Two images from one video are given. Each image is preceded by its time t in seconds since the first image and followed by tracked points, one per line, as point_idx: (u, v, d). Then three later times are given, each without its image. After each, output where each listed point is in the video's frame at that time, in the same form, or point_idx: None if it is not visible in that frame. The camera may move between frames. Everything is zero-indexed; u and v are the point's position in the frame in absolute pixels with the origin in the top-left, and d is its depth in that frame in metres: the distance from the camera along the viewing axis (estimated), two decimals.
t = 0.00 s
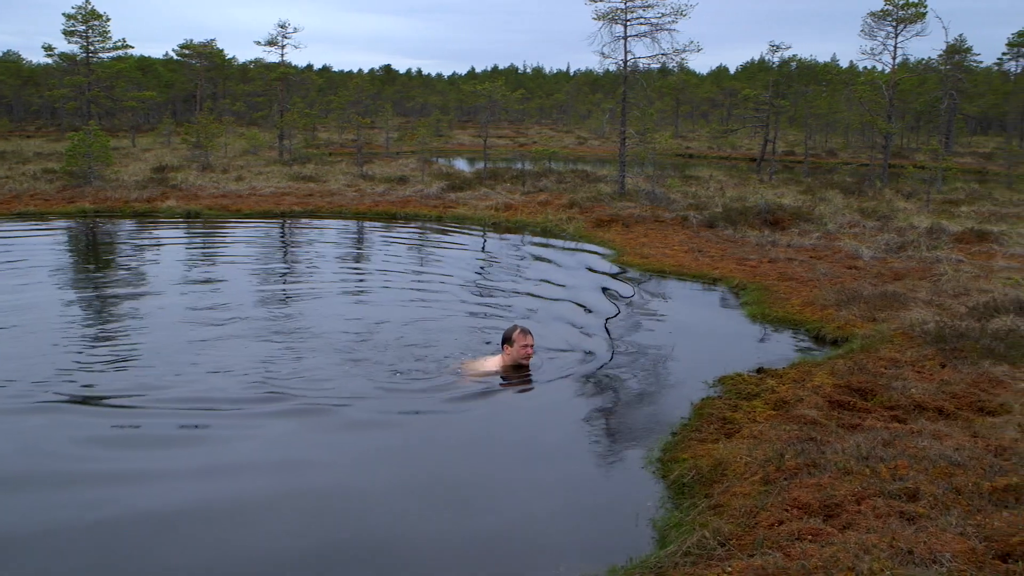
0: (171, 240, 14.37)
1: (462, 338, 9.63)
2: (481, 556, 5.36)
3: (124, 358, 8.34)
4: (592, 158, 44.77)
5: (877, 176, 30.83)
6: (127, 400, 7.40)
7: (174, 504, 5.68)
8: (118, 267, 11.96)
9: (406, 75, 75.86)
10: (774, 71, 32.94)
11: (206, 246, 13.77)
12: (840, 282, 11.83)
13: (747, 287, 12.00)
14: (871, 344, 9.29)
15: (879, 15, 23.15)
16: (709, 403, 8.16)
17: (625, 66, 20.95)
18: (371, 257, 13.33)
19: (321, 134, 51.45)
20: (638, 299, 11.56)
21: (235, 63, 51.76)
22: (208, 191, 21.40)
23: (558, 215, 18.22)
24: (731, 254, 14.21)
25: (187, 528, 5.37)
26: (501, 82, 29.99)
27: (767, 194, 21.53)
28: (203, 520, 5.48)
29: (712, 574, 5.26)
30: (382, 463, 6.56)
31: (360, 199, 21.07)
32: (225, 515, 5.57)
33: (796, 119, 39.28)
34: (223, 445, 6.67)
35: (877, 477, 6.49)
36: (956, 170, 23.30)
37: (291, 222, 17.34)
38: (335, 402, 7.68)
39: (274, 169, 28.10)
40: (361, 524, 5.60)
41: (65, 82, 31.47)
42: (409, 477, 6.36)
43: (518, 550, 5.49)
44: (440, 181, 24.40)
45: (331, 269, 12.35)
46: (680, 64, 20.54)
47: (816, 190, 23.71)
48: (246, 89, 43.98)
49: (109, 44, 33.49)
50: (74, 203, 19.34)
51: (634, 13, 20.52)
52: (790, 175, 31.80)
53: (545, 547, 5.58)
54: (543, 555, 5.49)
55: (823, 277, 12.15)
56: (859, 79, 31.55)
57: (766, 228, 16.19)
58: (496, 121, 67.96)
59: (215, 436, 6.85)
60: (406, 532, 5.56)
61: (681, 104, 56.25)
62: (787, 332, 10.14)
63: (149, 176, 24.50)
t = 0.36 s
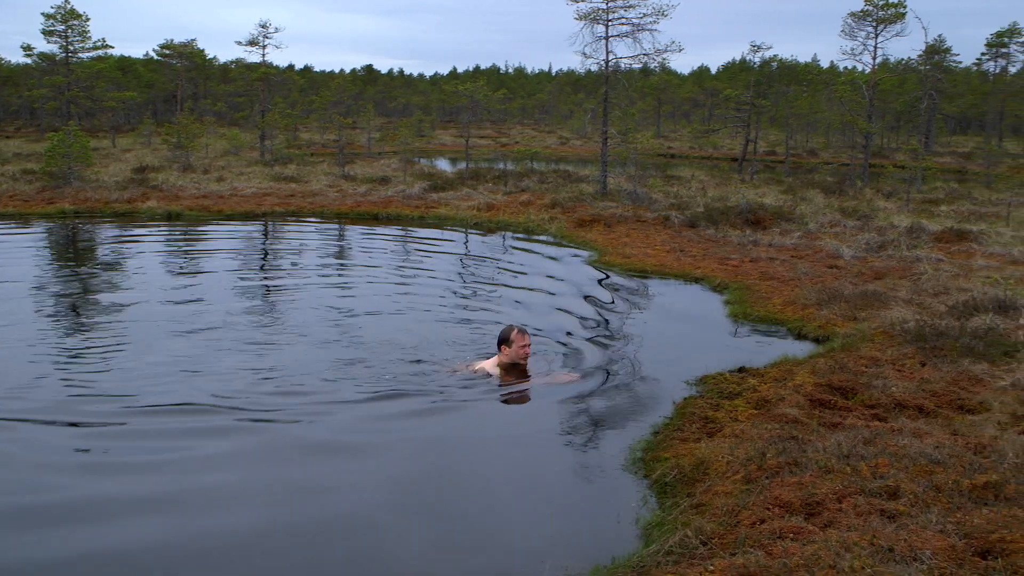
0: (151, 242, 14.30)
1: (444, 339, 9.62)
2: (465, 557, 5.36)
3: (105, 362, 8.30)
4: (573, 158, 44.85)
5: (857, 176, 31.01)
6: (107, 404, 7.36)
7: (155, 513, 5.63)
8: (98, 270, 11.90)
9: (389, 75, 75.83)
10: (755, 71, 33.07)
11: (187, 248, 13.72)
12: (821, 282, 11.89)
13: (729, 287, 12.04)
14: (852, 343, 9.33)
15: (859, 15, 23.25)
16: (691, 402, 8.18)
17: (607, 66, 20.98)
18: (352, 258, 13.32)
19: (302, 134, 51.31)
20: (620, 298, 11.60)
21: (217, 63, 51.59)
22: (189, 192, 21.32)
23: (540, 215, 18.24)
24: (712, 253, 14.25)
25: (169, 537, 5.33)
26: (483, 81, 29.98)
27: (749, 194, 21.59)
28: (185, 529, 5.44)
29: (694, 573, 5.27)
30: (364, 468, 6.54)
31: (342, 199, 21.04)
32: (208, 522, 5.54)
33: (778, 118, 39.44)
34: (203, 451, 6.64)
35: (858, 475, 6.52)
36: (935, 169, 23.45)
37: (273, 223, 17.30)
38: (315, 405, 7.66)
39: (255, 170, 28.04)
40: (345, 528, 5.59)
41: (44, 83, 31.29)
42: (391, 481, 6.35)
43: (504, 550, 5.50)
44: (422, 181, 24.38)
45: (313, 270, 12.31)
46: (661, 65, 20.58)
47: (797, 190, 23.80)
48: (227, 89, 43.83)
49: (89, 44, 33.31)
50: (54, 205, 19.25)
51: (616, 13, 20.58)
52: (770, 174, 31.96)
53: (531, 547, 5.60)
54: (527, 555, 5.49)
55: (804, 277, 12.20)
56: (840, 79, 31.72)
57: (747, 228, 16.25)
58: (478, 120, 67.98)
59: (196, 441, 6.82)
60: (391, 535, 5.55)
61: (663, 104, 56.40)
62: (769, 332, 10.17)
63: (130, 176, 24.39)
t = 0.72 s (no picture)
0: (129, 243, 14.20)
1: (424, 338, 9.61)
2: (443, 559, 5.33)
3: (83, 363, 8.22)
4: (553, 158, 44.86)
5: (835, 175, 31.15)
6: (83, 405, 7.30)
7: (132, 515, 5.58)
8: (76, 271, 11.80)
9: (367, 74, 75.62)
10: (734, 70, 33.15)
11: (166, 249, 13.62)
12: (799, 280, 11.94)
13: (708, 286, 12.07)
14: (830, 342, 9.37)
15: (837, 15, 23.36)
16: (670, 401, 8.20)
17: (585, 66, 20.98)
18: (332, 258, 13.28)
19: (281, 134, 51.09)
20: (600, 297, 11.60)
21: (195, 63, 51.28)
22: (167, 192, 21.19)
23: (520, 214, 18.24)
24: (691, 253, 14.28)
25: (146, 537, 5.28)
26: (462, 81, 29.93)
27: (728, 194, 21.65)
28: (162, 531, 5.40)
29: (674, 571, 5.27)
30: (342, 469, 6.50)
31: (321, 199, 20.97)
32: (184, 525, 5.49)
33: (756, 118, 39.56)
34: (180, 451, 6.59)
35: (836, 472, 6.55)
36: (912, 169, 23.60)
37: (252, 223, 17.22)
38: (294, 404, 7.62)
39: (233, 170, 27.91)
40: (323, 530, 5.56)
41: (20, 82, 31.01)
42: (369, 483, 6.31)
43: (487, 549, 5.51)
44: (401, 181, 24.33)
45: (292, 271, 12.27)
46: (640, 64, 20.59)
47: (775, 189, 23.88)
48: (205, 88, 43.60)
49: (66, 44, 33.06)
50: (30, 205, 19.07)
51: (595, 13, 20.61)
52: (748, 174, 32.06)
53: (513, 546, 5.61)
54: (504, 555, 5.47)
55: (782, 276, 12.25)
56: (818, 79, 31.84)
57: (726, 227, 16.29)
58: (457, 120, 67.90)
59: (176, 441, 6.77)
60: (369, 537, 5.52)
61: (642, 103, 56.48)
62: (748, 330, 10.22)
63: (107, 176, 24.22)
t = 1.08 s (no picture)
0: (108, 244, 14.12)
1: (404, 337, 9.60)
2: (424, 559, 5.29)
3: (62, 363, 8.15)
4: (533, 157, 44.91)
5: (814, 174, 31.35)
6: (60, 404, 7.24)
7: (112, 513, 5.51)
8: (55, 272, 11.71)
9: (348, 74, 75.50)
10: (713, 70, 33.28)
11: (145, 250, 13.55)
12: (779, 279, 12.00)
13: (688, 285, 12.11)
14: (810, 340, 9.42)
15: (816, 16, 23.50)
16: (651, 400, 8.23)
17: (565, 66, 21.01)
18: (312, 258, 13.25)
19: (261, 134, 50.91)
20: (582, 297, 11.60)
21: (174, 62, 51.02)
22: (147, 193, 21.09)
23: (501, 214, 18.27)
24: (671, 252, 14.34)
25: (126, 536, 5.22)
26: (443, 81, 29.93)
27: (708, 193, 21.74)
28: (142, 528, 5.34)
29: (654, 569, 5.27)
30: (323, 466, 6.45)
31: (301, 199, 20.94)
32: (163, 524, 5.42)
33: (736, 117, 39.73)
34: (159, 451, 6.53)
35: (816, 470, 6.57)
36: (891, 168, 23.76)
37: (231, 223, 17.16)
38: (275, 404, 7.58)
39: (212, 169, 27.81)
40: (304, 529, 5.50)
41: None
42: (351, 481, 6.26)
43: (469, 548, 5.50)
44: (382, 180, 24.32)
45: (272, 271, 12.23)
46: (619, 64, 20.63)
47: (754, 189, 24.00)
48: (185, 88, 43.44)
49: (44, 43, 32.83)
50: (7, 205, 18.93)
51: (575, 13, 20.68)
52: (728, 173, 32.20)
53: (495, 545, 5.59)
54: (486, 555, 5.45)
55: (762, 274, 12.30)
56: (797, 78, 32.02)
57: (707, 226, 16.36)
58: (437, 120, 67.91)
59: (155, 441, 6.70)
60: (350, 536, 5.47)
61: (622, 103, 56.61)
62: (728, 329, 10.26)
63: (85, 176, 24.07)
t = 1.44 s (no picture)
0: (90, 245, 14.01)
1: (388, 337, 9.58)
2: (410, 559, 5.30)
3: (42, 367, 8.09)
4: (518, 156, 44.98)
5: (797, 173, 31.49)
6: (41, 408, 7.18)
7: (94, 522, 5.46)
8: (36, 274, 11.61)
9: (331, 74, 75.38)
10: (697, 70, 33.37)
11: (127, 251, 13.46)
12: (762, 278, 12.05)
13: (671, 284, 12.15)
14: (793, 338, 9.46)
15: (798, 15, 23.63)
16: (635, 399, 8.24)
17: (549, 65, 21.05)
18: (296, 259, 13.20)
19: (244, 134, 50.76)
20: (567, 297, 11.61)
21: (156, 62, 50.79)
22: (129, 193, 20.98)
23: (484, 213, 18.27)
24: (655, 251, 14.38)
25: (108, 544, 5.17)
26: (426, 80, 29.93)
27: (691, 192, 21.81)
28: (125, 537, 5.29)
29: (638, 568, 5.27)
30: (308, 471, 6.45)
31: (284, 199, 20.89)
32: (147, 531, 5.39)
33: (720, 116, 39.82)
34: (141, 455, 6.49)
35: (799, 468, 6.59)
36: (873, 167, 23.93)
37: (214, 223, 17.10)
38: (260, 405, 7.57)
39: (195, 169, 27.73)
40: (290, 533, 5.50)
41: None
42: (336, 486, 6.25)
43: (454, 549, 5.49)
44: (366, 180, 24.28)
45: (256, 272, 12.20)
46: (602, 64, 20.66)
47: (737, 188, 24.05)
48: (167, 88, 43.25)
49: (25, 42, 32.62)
50: None
51: (558, 12, 20.72)
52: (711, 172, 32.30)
53: (480, 545, 5.60)
54: (472, 554, 5.46)
55: (745, 274, 12.35)
56: (780, 78, 32.16)
57: (690, 225, 16.41)
58: (421, 119, 67.84)
59: (137, 446, 6.66)
60: (336, 539, 5.47)
61: (606, 103, 56.69)
62: (712, 328, 10.29)
63: (67, 177, 23.93)
